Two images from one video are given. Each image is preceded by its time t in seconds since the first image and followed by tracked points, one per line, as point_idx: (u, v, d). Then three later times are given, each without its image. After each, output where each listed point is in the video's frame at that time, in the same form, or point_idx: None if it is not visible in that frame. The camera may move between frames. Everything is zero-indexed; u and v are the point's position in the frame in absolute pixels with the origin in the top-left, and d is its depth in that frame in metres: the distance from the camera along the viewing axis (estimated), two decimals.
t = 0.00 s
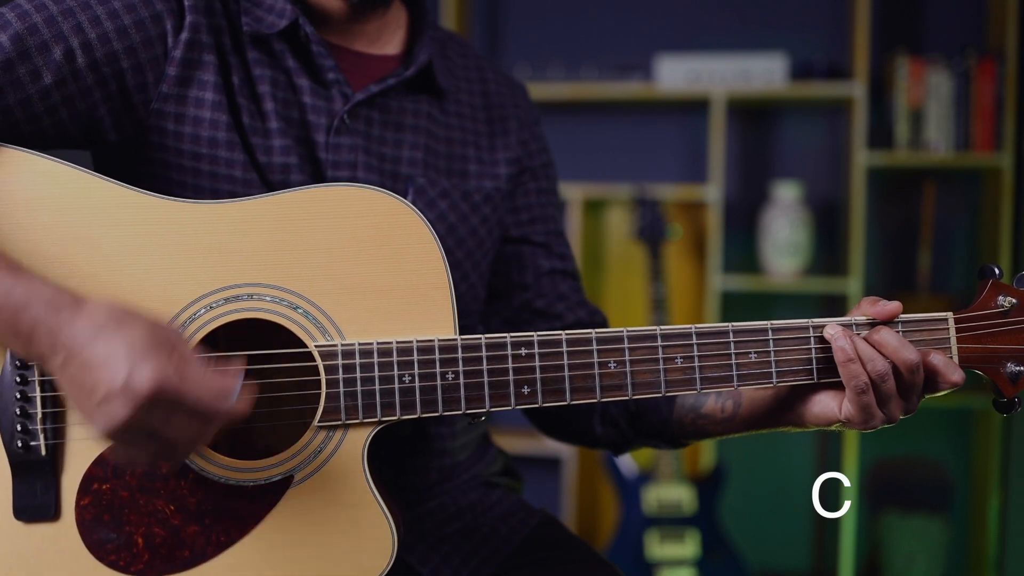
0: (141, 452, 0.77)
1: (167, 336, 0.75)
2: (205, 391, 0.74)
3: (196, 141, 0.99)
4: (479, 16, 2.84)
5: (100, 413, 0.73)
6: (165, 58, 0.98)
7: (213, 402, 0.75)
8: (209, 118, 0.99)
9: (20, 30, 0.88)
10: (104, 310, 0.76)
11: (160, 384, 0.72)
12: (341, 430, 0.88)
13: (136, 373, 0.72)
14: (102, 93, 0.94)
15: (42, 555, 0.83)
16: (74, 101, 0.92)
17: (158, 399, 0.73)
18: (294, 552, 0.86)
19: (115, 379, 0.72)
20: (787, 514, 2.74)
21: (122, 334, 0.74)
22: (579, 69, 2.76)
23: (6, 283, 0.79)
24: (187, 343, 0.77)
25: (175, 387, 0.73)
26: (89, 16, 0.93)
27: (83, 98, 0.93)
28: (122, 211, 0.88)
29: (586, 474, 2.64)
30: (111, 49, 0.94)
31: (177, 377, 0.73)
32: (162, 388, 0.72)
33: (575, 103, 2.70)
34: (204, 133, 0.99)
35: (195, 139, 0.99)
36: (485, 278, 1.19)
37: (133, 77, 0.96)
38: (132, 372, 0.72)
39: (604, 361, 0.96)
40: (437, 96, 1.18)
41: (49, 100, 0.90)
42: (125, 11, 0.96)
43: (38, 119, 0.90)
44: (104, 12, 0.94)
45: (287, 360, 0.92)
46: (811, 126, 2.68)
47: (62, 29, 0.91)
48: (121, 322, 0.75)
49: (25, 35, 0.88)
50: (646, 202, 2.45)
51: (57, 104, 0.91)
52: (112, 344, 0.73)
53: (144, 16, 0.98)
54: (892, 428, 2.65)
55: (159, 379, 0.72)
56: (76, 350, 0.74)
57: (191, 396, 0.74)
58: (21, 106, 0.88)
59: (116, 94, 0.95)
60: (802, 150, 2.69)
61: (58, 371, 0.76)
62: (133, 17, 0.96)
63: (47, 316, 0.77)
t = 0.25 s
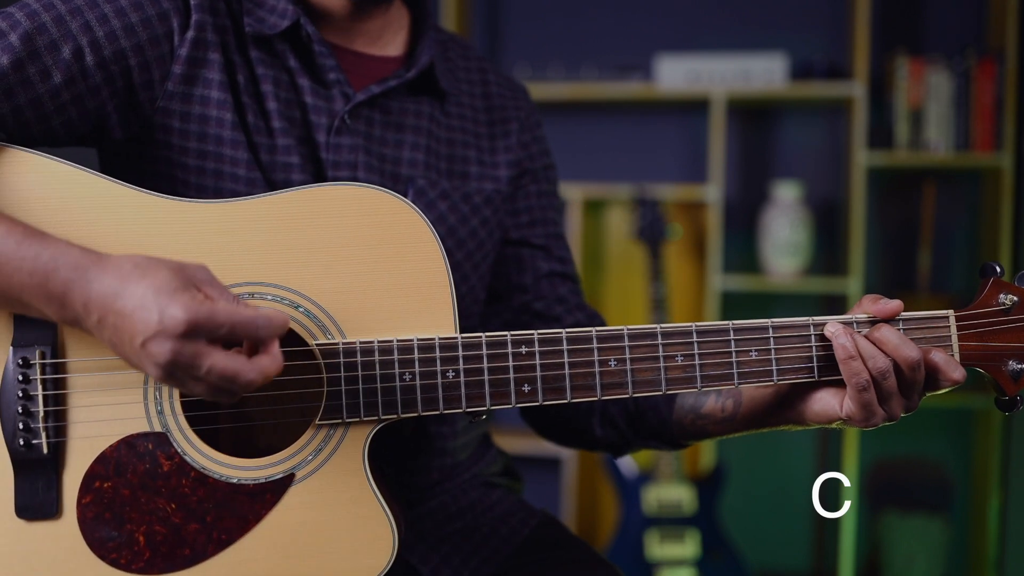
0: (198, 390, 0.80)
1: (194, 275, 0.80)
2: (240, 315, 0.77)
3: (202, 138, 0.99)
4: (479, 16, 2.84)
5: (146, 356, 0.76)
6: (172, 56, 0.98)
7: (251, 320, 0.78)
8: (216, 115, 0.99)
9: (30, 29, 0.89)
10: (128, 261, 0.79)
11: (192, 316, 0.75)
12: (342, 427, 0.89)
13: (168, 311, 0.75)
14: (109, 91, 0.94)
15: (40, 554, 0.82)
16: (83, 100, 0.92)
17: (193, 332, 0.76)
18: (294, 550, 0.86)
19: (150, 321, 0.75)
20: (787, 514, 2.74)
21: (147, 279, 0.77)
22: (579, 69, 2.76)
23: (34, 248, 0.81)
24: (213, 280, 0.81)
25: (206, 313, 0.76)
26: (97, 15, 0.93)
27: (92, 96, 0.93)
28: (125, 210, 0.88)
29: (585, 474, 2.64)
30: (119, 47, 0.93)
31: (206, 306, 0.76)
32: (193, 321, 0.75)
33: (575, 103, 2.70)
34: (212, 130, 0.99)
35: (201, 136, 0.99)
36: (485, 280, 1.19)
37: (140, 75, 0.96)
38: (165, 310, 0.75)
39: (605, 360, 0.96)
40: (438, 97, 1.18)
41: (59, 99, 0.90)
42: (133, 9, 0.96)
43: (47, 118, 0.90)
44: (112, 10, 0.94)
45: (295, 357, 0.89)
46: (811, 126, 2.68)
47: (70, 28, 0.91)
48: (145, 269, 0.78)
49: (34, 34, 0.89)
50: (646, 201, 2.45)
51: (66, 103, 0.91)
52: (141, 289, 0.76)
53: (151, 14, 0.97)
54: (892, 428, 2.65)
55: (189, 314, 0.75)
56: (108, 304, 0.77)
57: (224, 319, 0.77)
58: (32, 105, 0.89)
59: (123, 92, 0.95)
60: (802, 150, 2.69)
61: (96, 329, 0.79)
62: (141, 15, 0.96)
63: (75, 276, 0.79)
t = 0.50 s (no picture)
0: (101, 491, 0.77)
1: (142, 390, 0.78)
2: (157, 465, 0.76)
3: (203, 140, 0.99)
4: (479, 17, 2.84)
5: (58, 449, 0.75)
6: (173, 60, 0.98)
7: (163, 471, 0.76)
8: (216, 118, 0.99)
9: (30, 33, 0.88)
10: (87, 347, 0.78)
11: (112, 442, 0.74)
12: (342, 426, 0.88)
13: (91, 429, 0.74)
14: (110, 94, 0.94)
15: (42, 554, 0.83)
16: (84, 103, 0.92)
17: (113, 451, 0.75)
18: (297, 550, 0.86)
19: (73, 427, 0.74)
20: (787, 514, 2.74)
21: (92, 382, 0.76)
22: (579, 69, 2.76)
23: None
24: (161, 396, 0.80)
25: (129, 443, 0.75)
26: (98, 19, 0.93)
27: (93, 100, 0.93)
28: (127, 212, 0.88)
29: (586, 474, 2.64)
30: (120, 52, 0.93)
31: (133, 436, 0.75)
32: (113, 444, 0.74)
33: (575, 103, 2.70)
34: (211, 133, 0.99)
35: (201, 139, 0.99)
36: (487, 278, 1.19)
37: (141, 79, 0.95)
38: (90, 425, 0.74)
39: (604, 359, 0.96)
40: (441, 98, 1.19)
41: (60, 102, 0.90)
42: (133, 13, 0.96)
43: (48, 121, 0.90)
44: (113, 14, 0.94)
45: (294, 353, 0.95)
46: (811, 126, 2.68)
47: (71, 32, 0.91)
48: (95, 368, 0.77)
49: (35, 38, 0.89)
50: (646, 202, 2.45)
51: (67, 107, 0.91)
52: (81, 391, 0.75)
53: (152, 18, 0.97)
54: (892, 428, 2.65)
55: (108, 442, 0.74)
56: (50, 387, 0.76)
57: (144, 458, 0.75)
58: (33, 109, 0.89)
59: (124, 96, 0.95)
60: (802, 150, 2.69)
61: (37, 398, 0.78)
62: (142, 20, 0.96)
63: (35, 346, 0.77)
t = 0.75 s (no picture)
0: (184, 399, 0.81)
1: (168, 274, 0.77)
2: (216, 304, 0.75)
3: (202, 139, 0.99)
4: (479, 17, 2.84)
5: (134, 368, 0.76)
6: (171, 58, 0.98)
7: (227, 305, 0.75)
8: (215, 116, 0.99)
9: (28, 30, 0.88)
10: (100, 272, 0.77)
11: (172, 323, 0.74)
12: (342, 426, 0.88)
13: (151, 319, 0.74)
14: (108, 92, 0.94)
15: (40, 554, 0.82)
16: (82, 101, 0.92)
17: (178, 338, 0.75)
18: (295, 551, 0.86)
19: (134, 332, 0.75)
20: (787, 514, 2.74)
21: (125, 288, 0.75)
22: (579, 69, 2.76)
23: (10, 261, 0.79)
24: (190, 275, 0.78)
25: (190, 317, 0.75)
26: (96, 16, 0.93)
27: (91, 97, 0.93)
28: (126, 210, 0.88)
29: (586, 475, 2.64)
30: (117, 49, 0.93)
31: (188, 306, 0.75)
32: (175, 328, 0.74)
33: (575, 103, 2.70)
34: (210, 131, 0.99)
35: (201, 137, 0.99)
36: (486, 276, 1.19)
37: (139, 77, 0.95)
38: (148, 319, 0.74)
39: (604, 359, 0.96)
40: (441, 97, 1.19)
41: (57, 99, 0.90)
42: (131, 10, 0.96)
43: (46, 119, 0.90)
44: (110, 12, 0.94)
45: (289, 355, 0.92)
46: (811, 126, 2.68)
47: (69, 29, 0.91)
48: (122, 276, 0.76)
49: (32, 36, 0.89)
50: (646, 202, 2.45)
51: (65, 104, 0.91)
52: (121, 299, 0.75)
53: (151, 16, 0.97)
54: (892, 428, 2.65)
55: (170, 322, 0.74)
56: (87, 317, 0.76)
57: (205, 313, 0.75)
58: (30, 105, 0.89)
59: (122, 94, 0.95)
60: (802, 150, 2.69)
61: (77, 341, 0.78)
62: (140, 17, 0.96)
63: (51, 288, 0.78)
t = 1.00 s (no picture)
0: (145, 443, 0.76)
1: (176, 326, 0.76)
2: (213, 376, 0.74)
3: (203, 139, 0.99)
4: (479, 17, 2.84)
5: (110, 402, 0.74)
6: (172, 58, 0.98)
7: (221, 381, 0.75)
8: (216, 116, 0.99)
9: (29, 31, 0.88)
10: (113, 302, 0.77)
11: (162, 377, 0.73)
12: (342, 427, 0.88)
13: (140, 369, 0.73)
14: (110, 92, 0.94)
15: (42, 555, 0.83)
16: (83, 101, 0.92)
17: (169, 388, 0.74)
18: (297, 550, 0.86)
19: (121, 372, 0.73)
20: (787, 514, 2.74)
21: (128, 327, 0.74)
22: (579, 69, 2.76)
23: (13, 275, 0.80)
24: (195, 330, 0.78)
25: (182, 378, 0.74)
26: (97, 16, 0.93)
27: (92, 98, 0.93)
28: (126, 212, 0.88)
29: (586, 475, 2.64)
30: (119, 50, 0.93)
31: (182, 369, 0.74)
32: (164, 381, 0.73)
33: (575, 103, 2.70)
34: (211, 131, 0.99)
35: (202, 137, 0.99)
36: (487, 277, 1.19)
37: (140, 77, 0.95)
38: (138, 367, 0.73)
39: (605, 360, 0.96)
40: (441, 97, 1.19)
41: (59, 100, 0.90)
42: (132, 10, 0.96)
43: (47, 120, 0.90)
44: (112, 12, 0.94)
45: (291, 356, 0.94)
46: (811, 126, 2.68)
47: (70, 29, 0.91)
48: (127, 314, 0.76)
49: (34, 36, 0.88)
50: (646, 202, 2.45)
51: (66, 105, 0.91)
52: (120, 337, 0.74)
53: (152, 16, 0.97)
54: (892, 428, 2.65)
55: (164, 374, 0.73)
56: (85, 342, 0.75)
57: (200, 381, 0.74)
58: (32, 107, 0.89)
59: (123, 94, 0.95)
60: (802, 150, 2.69)
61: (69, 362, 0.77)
62: (141, 17, 0.96)
63: (58, 309, 0.77)
